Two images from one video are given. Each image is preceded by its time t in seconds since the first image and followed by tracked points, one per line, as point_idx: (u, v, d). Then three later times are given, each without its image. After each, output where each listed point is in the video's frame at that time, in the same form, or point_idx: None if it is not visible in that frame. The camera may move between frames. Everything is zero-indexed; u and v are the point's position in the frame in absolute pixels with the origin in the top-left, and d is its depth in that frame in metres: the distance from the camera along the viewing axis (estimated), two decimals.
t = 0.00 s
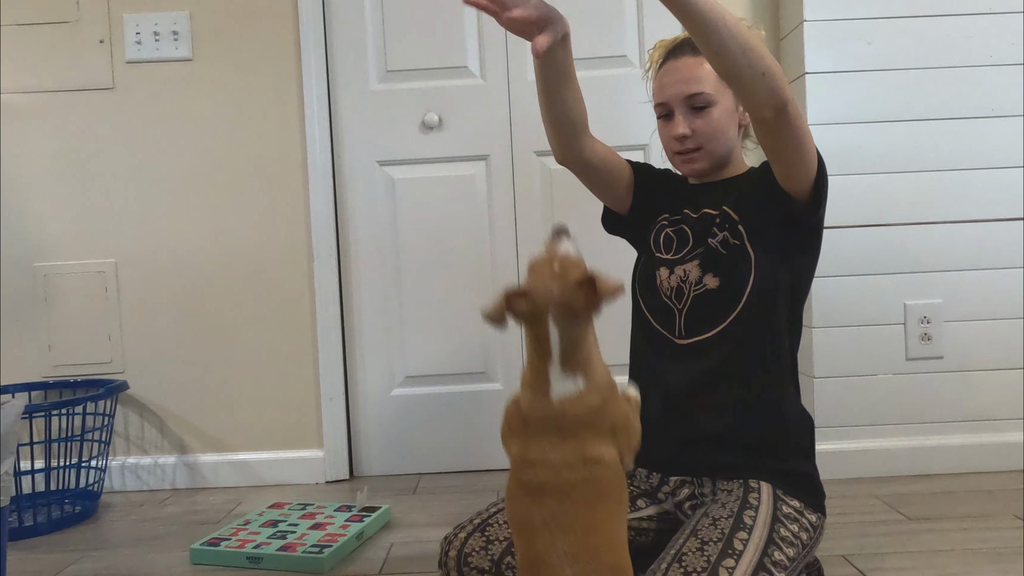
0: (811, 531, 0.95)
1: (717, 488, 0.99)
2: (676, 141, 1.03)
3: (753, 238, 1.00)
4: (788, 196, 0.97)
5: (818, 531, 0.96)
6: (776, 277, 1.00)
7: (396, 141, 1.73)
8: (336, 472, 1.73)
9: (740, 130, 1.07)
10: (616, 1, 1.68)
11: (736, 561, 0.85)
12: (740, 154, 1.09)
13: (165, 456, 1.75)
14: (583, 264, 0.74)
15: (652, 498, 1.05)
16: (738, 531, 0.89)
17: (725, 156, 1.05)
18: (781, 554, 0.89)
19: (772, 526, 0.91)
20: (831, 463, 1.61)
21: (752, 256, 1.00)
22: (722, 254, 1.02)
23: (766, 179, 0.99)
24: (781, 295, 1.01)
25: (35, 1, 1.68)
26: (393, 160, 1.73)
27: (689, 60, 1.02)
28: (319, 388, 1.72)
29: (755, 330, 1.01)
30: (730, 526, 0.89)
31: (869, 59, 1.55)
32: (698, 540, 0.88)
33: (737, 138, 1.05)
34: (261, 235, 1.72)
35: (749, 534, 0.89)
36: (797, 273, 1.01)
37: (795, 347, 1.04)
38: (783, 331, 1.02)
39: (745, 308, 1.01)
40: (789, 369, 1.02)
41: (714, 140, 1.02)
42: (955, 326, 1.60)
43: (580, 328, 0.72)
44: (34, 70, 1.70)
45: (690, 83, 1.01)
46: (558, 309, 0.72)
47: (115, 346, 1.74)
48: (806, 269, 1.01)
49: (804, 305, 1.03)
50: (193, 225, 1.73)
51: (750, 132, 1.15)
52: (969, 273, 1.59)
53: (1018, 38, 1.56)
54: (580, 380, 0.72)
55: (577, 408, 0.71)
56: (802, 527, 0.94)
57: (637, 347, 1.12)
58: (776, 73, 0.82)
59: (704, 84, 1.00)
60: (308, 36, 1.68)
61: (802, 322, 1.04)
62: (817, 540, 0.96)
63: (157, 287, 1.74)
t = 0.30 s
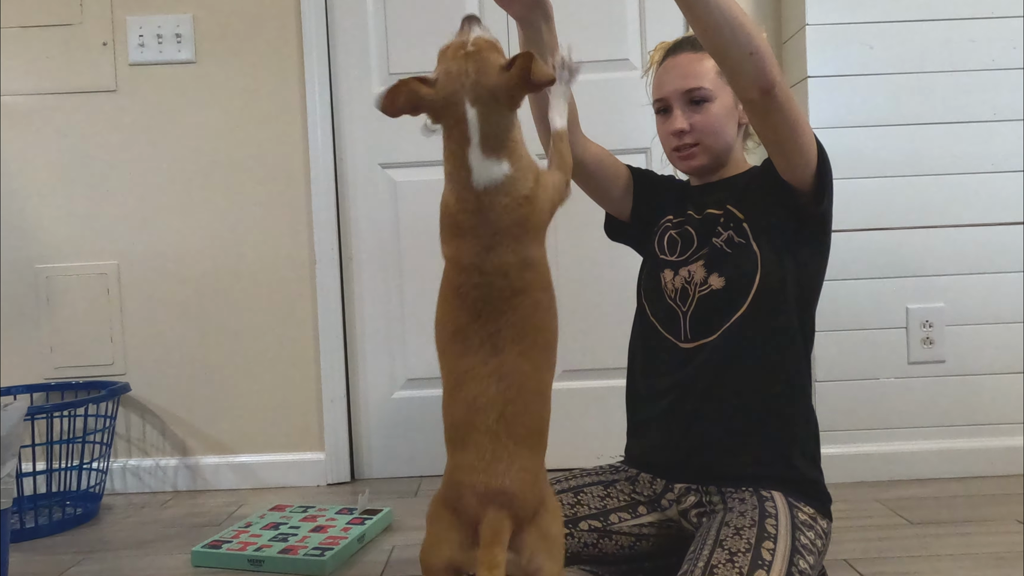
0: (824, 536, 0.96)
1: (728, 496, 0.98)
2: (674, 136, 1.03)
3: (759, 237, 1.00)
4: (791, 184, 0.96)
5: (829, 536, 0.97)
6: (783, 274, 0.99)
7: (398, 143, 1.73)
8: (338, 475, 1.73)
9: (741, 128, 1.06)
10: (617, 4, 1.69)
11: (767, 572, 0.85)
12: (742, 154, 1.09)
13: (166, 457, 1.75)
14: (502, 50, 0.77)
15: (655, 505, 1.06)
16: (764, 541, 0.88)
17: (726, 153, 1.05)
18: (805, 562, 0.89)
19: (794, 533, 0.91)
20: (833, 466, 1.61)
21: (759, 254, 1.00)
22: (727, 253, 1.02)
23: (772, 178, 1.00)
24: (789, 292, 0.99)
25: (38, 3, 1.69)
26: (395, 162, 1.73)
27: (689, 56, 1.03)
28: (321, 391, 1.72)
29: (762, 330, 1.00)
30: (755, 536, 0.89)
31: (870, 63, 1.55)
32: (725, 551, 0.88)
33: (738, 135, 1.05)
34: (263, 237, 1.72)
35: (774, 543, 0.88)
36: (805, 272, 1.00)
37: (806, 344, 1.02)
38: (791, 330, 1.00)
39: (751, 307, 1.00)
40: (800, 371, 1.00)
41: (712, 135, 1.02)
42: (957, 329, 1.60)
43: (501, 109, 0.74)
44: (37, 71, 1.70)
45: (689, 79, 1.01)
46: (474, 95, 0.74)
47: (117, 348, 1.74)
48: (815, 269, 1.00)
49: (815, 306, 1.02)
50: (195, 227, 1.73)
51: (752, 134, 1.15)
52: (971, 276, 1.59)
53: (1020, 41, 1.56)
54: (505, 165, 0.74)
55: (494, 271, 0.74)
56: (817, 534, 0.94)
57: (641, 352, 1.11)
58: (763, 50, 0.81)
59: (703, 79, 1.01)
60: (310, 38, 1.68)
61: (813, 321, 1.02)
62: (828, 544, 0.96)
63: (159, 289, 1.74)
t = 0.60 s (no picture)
0: (829, 542, 0.95)
1: (731, 495, 0.97)
2: (679, 133, 1.03)
3: (762, 234, 1.00)
4: (796, 184, 0.95)
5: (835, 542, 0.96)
6: (787, 271, 0.99)
7: (399, 143, 1.72)
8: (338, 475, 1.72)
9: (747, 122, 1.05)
10: (619, 5, 1.69)
11: None
12: (748, 149, 1.08)
13: (166, 457, 1.75)
14: (450, 228, 0.86)
15: (658, 507, 1.05)
16: (769, 546, 0.87)
17: (731, 148, 1.04)
18: (810, 569, 0.88)
19: (800, 539, 0.90)
20: (834, 468, 1.60)
21: (762, 252, 0.99)
22: (730, 250, 1.01)
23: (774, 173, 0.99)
24: (793, 291, 0.99)
25: (39, 3, 1.69)
26: (396, 162, 1.73)
27: (690, 51, 1.03)
28: (321, 391, 1.72)
29: (767, 329, 0.99)
30: (761, 540, 0.88)
31: (872, 64, 1.55)
32: (730, 554, 0.87)
33: (744, 130, 1.05)
34: (263, 237, 1.72)
35: (780, 548, 0.87)
36: (809, 268, 0.99)
37: (811, 344, 1.01)
38: (795, 330, 1.00)
39: (754, 306, 0.99)
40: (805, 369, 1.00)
41: (717, 131, 1.02)
42: (958, 331, 1.59)
43: (435, 293, 0.82)
44: (38, 71, 1.70)
45: (692, 74, 1.01)
46: (411, 266, 0.82)
47: (117, 347, 1.74)
48: (821, 266, 0.99)
49: (820, 303, 1.01)
50: (194, 226, 1.73)
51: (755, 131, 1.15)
52: (972, 278, 1.59)
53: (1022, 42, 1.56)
54: (436, 349, 0.83)
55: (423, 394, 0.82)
56: (823, 540, 0.93)
57: (643, 347, 1.11)
58: (759, 43, 0.80)
59: (705, 74, 1.01)
60: (311, 38, 1.68)
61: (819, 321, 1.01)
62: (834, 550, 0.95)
63: (158, 288, 1.74)
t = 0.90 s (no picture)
0: (830, 547, 0.94)
1: (736, 500, 0.97)
2: (678, 135, 1.03)
3: (766, 232, 1.00)
4: (794, 173, 0.95)
5: (836, 546, 0.95)
6: (792, 268, 0.98)
7: (401, 145, 1.73)
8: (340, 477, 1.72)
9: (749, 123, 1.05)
10: (621, 8, 1.69)
11: None
12: (750, 150, 1.08)
13: (167, 459, 1.75)
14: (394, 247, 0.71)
15: (660, 509, 1.05)
16: (770, 549, 0.87)
17: (731, 149, 1.04)
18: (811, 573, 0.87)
19: (801, 543, 0.90)
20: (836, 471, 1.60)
21: (766, 251, 0.99)
22: (735, 249, 1.01)
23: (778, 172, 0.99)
24: (798, 289, 0.98)
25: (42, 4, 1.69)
26: (398, 164, 1.73)
27: (692, 53, 1.03)
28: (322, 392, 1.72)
29: (772, 327, 0.99)
30: (761, 543, 0.88)
31: (873, 66, 1.55)
32: (731, 557, 0.87)
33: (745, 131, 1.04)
34: (265, 238, 1.72)
35: (780, 551, 0.87)
36: (815, 267, 0.98)
37: (817, 345, 1.00)
38: (801, 329, 0.99)
39: (757, 305, 0.99)
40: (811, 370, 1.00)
41: (716, 132, 1.02)
42: (960, 334, 1.59)
43: (372, 315, 0.68)
44: (40, 72, 1.70)
45: (690, 76, 1.02)
46: (345, 286, 0.68)
47: (118, 349, 1.74)
48: (827, 266, 0.99)
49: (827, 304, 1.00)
50: (196, 228, 1.73)
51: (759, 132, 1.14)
52: (974, 281, 1.59)
53: None
54: (378, 368, 0.69)
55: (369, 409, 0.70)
56: (825, 545, 0.92)
57: (648, 350, 1.11)
58: (738, 30, 0.80)
59: (704, 76, 1.01)
60: (314, 41, 1.68)
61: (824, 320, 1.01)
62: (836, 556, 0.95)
63: (160, 289, 1.74)
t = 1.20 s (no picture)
0: (826, 547, 0.94)
1: (730, 503, 0.97)
2: (676, 136, 1.04)
3: (761, 237, 1.00)
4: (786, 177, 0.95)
5: (831, 545, 0.95)
6: (788, 272, 0.98)
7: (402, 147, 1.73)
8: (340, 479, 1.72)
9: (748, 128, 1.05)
10: (623, 11, 1.69)
11: None
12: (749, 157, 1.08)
13: (168, 461, 1.75)
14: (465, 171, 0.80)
15: (658, 511, 1.05)
16: (762, 549, 0.87)
17: (729, 154, 1.04)
18: (805, 572, 0.87)
19: (794, 542, 0.89)
20: (836, 475, 1.60)
21: (761, 254, 0.99)
22: (729, 253, 1.01)
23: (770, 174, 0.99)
24: (793, 291, 0.99)
25: (44, 6, 1.69)
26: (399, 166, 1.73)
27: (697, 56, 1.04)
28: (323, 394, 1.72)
29: (767, 332, 0.99)
30: (754, 545, 0.87)
31: (876, 70, 1.55)
32: (723, 559, 0.86)
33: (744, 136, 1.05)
34: (266, 240, 1.72)
35: (773, 552, 0.87)
36: (811, 270, 0.99)
37: (815, 348, 1.01)
38: (797, 331, 0.99)
39: (752, 308, 0.99)
40: (808, 373, 1.00)
41: (714, 135, 1.02)
42: (962, 338, 1.59)
43: (452, 246, 0.75)
44: (43, 73, 1.71)
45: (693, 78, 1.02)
46: (431, 212, 0.74)
47: (119, 350, 1.74)
48: (824, 270, 0.99)
49: (825, 308, 1.01)
50: (198, 229, 1.73)
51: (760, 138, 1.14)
52: (976, 285, 1.59)
53: None
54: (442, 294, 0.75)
55: (416, 360, 0.74)
56: (819, 544, 0.92)
57: (647, 356, 1.11)
58: (722, 36, 0.81)
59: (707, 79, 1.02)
60: (316, 43, 1.68)
61: (820, 322, 1.01)
62: (831, 554, 0.95)
63: (161, 291, 1.74)
